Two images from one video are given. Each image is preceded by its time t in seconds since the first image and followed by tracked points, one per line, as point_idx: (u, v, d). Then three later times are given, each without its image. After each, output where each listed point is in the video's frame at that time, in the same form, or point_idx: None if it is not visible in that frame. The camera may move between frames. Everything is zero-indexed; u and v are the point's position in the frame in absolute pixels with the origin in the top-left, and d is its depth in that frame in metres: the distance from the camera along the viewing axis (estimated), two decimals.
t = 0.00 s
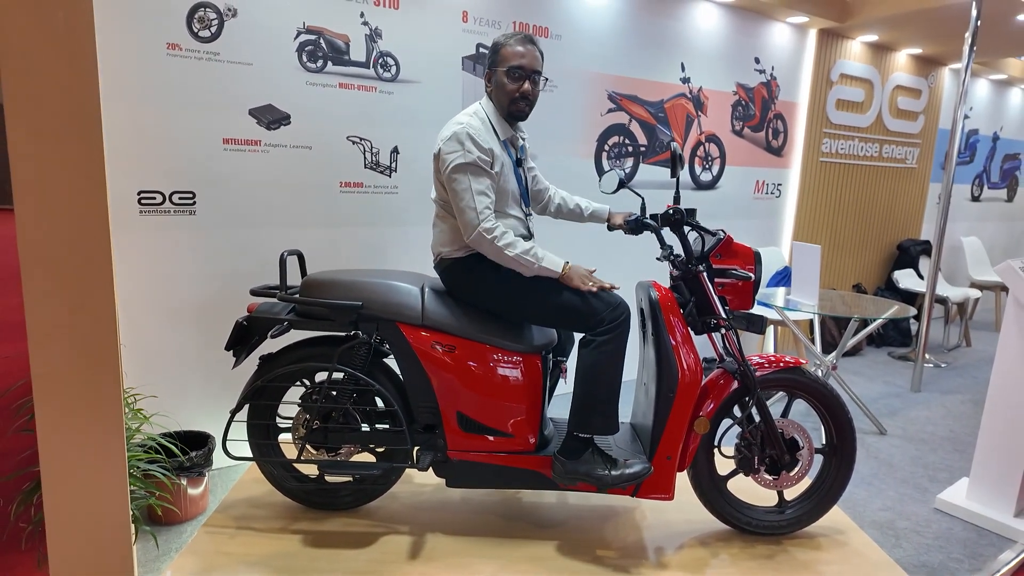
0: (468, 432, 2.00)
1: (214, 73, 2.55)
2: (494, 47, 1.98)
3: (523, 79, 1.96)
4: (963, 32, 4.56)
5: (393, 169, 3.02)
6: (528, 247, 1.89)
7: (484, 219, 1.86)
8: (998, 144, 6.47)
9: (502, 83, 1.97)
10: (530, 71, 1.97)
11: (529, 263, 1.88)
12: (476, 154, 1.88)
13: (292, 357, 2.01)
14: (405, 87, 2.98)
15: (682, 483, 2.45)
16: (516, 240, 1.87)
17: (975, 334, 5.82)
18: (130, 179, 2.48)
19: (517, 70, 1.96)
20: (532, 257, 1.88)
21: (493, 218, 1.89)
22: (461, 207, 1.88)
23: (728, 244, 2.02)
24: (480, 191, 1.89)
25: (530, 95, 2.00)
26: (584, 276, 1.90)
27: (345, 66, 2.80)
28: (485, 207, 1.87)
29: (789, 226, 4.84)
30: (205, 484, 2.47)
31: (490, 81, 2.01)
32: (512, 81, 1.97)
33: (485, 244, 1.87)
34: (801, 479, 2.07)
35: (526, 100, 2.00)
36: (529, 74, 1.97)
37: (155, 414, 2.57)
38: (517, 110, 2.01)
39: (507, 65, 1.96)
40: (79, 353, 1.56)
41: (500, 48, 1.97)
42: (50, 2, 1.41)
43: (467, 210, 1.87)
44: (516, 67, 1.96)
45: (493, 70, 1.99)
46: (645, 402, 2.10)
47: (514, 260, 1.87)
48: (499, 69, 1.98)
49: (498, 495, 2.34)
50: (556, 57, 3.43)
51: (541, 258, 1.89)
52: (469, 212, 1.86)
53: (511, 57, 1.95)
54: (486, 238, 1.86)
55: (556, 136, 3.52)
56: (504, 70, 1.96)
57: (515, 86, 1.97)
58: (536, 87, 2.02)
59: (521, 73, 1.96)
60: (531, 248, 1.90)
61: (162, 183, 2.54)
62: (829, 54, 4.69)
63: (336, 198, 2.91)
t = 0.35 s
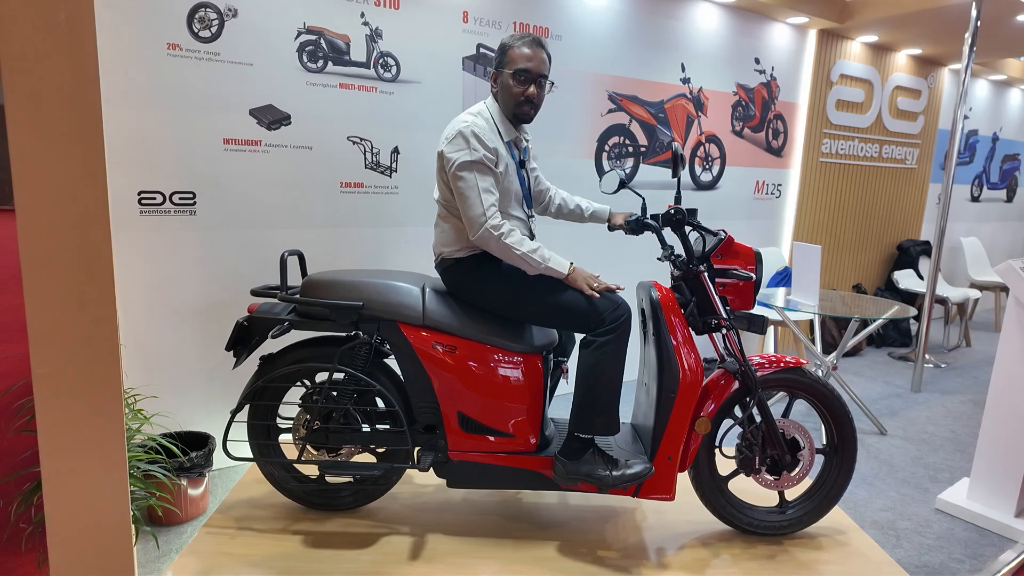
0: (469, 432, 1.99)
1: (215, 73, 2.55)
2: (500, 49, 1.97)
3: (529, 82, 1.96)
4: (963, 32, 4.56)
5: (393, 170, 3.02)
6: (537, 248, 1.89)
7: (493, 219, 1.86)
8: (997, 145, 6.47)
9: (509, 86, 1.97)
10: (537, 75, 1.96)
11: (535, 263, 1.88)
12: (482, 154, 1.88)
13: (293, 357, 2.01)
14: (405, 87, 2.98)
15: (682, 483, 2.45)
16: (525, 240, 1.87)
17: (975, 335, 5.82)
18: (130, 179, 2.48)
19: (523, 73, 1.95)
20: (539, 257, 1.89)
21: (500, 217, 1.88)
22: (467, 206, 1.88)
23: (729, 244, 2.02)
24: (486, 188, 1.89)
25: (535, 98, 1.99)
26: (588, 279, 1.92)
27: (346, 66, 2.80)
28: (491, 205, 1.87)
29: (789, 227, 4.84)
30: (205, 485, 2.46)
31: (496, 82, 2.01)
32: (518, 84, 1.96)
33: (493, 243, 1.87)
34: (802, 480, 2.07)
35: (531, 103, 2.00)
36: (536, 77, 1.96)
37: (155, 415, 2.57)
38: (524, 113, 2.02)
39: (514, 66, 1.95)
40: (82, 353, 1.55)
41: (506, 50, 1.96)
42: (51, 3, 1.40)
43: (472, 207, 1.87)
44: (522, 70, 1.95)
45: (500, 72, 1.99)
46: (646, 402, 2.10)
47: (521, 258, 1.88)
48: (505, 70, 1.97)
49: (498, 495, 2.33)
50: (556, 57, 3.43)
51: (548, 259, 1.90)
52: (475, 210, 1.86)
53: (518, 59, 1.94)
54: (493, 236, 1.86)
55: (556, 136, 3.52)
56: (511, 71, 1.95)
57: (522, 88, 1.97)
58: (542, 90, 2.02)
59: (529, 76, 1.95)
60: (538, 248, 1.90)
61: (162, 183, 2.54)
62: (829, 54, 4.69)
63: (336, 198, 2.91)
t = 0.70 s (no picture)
0: (468, 434, 1.99)
1: (213, 73, 2.54)
2: (502, 50, 1.97)
3: (531, 83, 1.96)
4: (961, 34, 4.57)
5: (392, 170, 3.02)
6: (535, 249, 1.88)
7: (492, 220, 1.86)
8: (996, 145, 6.48)
9: (511, 86, 1.97)
10: (539, 76, 1.96)
11: (533, 265, 1.88)
12: (481, 155, 1.88)
13: (290, 359, 2.00)
14: (404, 88, 2.97)
15: (681, 484, 2.45)
16: (524, 243, 1.87)
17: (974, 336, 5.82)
18: (128, 179, 2.48)
19: (525, 74, 1.95)
20: (537, 259, 1.88)
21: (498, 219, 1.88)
22: (465, 206, 1.87)
23: (729, 246, 2.01)
24: (485, 189, 1.88)
25: (537, 100, 1.99)
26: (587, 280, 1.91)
27: (345, 67, 2.80)
28: (489, 206, 1.87)
29: (787, 228, 4.84)
30: (203, 486, 2.46)
31: (498, 83, 2.01)
32: (520, 85, 1.96)
33: (491, 245, 1.87)
34: (801, 480, 2.06)
35: (532, 104, 2.00)
36: (538, 79, 1.96)
37: (153, 416, 2.56)
38: (525, 114, 2.02)
39: (517, 68, 1.95)
40: (80, 353, 1.55)
41: (508, 51, 1.96)
42: (50, 3, 1.40)
43: (470, 208, 1.87)
44: (525, 71, 1.95)
45: (502, 72, 1.99)
46: (645, 404, 2.10)
47: (519, 260, 1.87)
48: (508, 72, 1.97)
49: (497, 496, 2.33)
50: (554, 58, 3.43)
51: (546, 261, 1.89)
52: (473, 210, 1.86)
53: (520, 61, 1.94)
54: (491, 238, 1.85)
55: (555, 137, 3.51)
56: (513, 73, 1.95)
57: (524, 90, 1.97)
58: (544, 92, 2.02)
59: (530, 78, 1.95)
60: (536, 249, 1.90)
61: (161, 183, 2.53)
62: (827, 55, 4.69)
63: (335, 199, 2.90)
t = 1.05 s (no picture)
0: (465, 435, 1.99)
1: (211, 74, 2.54)
2: (521, 55, 1.94)
3: (551, 101, 1.99)
4: (958, 35, 4.58)
5: (390, 171, 3.02)
6: (554, 245, 1.89)
7: (514, 220, 1.86)
8: (993, 146, 6.50)
9: (532, 100, 1.97)
10: (556, 94, 1.99)
11: (555, 261, 1.89)
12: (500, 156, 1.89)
13: (287, 360, 2.00)
14: (402, 88, 2.97)
15: (679, 485, 2.45)
16: (544, 240, 1.88)
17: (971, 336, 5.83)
18: (126, 179, 2.47)
19: (549, 92, 1.96)
20: (559, 254, 1.88)
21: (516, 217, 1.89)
22: (483, 206, 1.87)
23: (727, 247, 2.01)
24: (499, 189, 1.88)
25: (548, 116, 2.04)
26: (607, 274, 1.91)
27: (343, 67, 2.80)
28: (507, 205, 1.87)
29: (785, 229, 4.85)
30: (201, 486, 2.46)
31: (514, 89, 1.98)
32: (540, 102, 1.98)
33: (511, 242, 1.87)
34: (799, 481, 2.06)
35: (542, 119, 2.04)
36: (554, 97, 1.99)
37: (150, 416, 2.56)
38: (531, 127, 2.05)
39: (542, 83, 1.95)
40: (77, 353, 1.55)
41: (533, 63, 1.93)
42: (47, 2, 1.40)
43: (484, 207, 1.86)
44: (546, 87, 1.96)
45: (523, 82, 1.96)
46: (642, 404, 2.10)
47: (541, 258, 1.89)
48: (531, 83, 1.95)
49: (495, 497, 2.33)
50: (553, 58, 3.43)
51: (567, 256, 1.89)
52: (490, 207, 1.86)
53: (547, 78, 1.95)
54: (511, 234, 1.86)
55: (553, 137, 3.52)
56: (537, 89, 1.95)
57: (543, 109, 2.00)
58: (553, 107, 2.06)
59: (548, 93, 1.97)
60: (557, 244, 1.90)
61: (159, 183, 2.53)
62: (825, 56, 4.70)
63: (333, 199, 2.90)
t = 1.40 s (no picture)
0: (463, 434, 1.99)
1: (209, 74, 2.55)
2: (519, 56, 1.96)
3: (547, 99, 1.99)
4: (954, 37, 4.60)
5: (388, 171, 3.02)
6: (541, 241, 1.98)
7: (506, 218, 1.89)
8: (989, 148, 6.52)
9: (527, 96, 1.98)
10: (554, 92, 1.99)
11: (541, 254, 1.98)
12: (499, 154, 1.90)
13: (285, 360, 2.00)
14: (400, 88, 2.98)
15: (676, 484, 2.46)
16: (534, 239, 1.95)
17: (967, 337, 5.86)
18: (125, 180, 2.48)
19: (544, 90, 1.97)
20: (545, 251, 1.98)
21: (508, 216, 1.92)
22: (479, 203, 1.88)
23: (723, 247, 2.02)
24: (497, 187, 1.90)
25: (547, 114, 2.04)
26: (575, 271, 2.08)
27: (341, 67, 2.81)
28: (502, 203, 1.89)
29: (783, 229, 4.87)
30: (199, 486, 2.46)
31: (511, 88, 2.00)
32: (536, 98, 1.98)
33: (502, 238, 1.90)
34: (794, 480, 2.08)
35: (542, 118, 2.04)
36: (552, 94, 1.99)
37: (148, 416, 2.56)
38: (531, 125, 2.05)
39: (536, 81, 1.96)
40: (76, 352, 1.55)
41: (528, 60, 1.96)
42: (46, 3, 1.41)
43: (482, 204, 1.87)
44: (542, 84, 1.97)
45: (518, 81, 1.98)
46: (639, 404, 2.11)
47: (530, 252, 1.96)
48: (526, 82, 1.97)
49: (492, 496, 2.33)
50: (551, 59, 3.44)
51: (551, 249, 1.99)
52: (486, 206, 1.87)
53: (540, 74, 1.95)
54: (503, 231, 1.89)
55: (551, 137, 3.52)
56: (532, 84, 1.96)
57: (539, 104, 1.99)
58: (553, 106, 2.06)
59: (546, 92, 1.98)
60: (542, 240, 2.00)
61: (157, 184, 2.53)
62: (822, 57, 4.71)
63: (331, 200, 2.91)
